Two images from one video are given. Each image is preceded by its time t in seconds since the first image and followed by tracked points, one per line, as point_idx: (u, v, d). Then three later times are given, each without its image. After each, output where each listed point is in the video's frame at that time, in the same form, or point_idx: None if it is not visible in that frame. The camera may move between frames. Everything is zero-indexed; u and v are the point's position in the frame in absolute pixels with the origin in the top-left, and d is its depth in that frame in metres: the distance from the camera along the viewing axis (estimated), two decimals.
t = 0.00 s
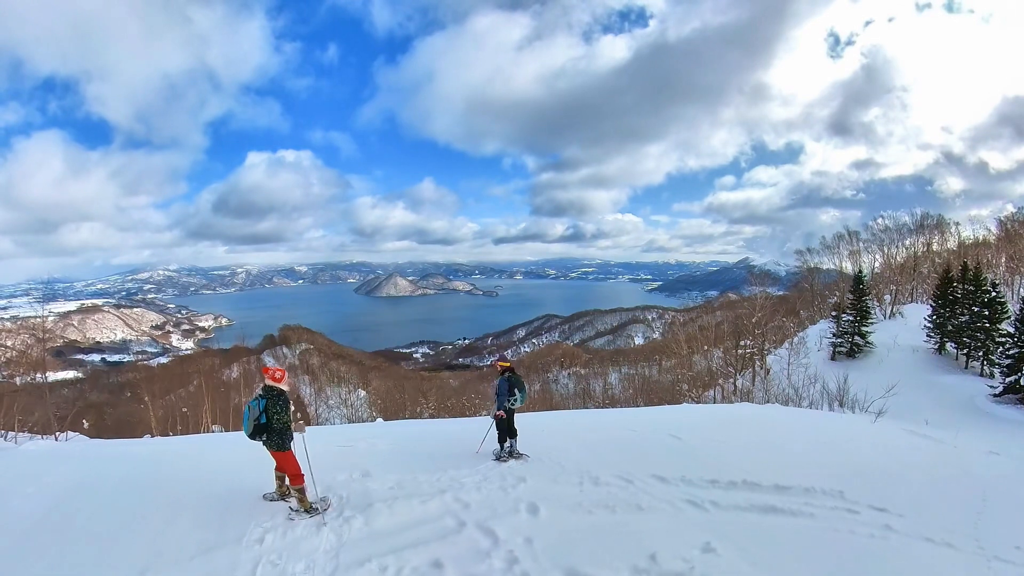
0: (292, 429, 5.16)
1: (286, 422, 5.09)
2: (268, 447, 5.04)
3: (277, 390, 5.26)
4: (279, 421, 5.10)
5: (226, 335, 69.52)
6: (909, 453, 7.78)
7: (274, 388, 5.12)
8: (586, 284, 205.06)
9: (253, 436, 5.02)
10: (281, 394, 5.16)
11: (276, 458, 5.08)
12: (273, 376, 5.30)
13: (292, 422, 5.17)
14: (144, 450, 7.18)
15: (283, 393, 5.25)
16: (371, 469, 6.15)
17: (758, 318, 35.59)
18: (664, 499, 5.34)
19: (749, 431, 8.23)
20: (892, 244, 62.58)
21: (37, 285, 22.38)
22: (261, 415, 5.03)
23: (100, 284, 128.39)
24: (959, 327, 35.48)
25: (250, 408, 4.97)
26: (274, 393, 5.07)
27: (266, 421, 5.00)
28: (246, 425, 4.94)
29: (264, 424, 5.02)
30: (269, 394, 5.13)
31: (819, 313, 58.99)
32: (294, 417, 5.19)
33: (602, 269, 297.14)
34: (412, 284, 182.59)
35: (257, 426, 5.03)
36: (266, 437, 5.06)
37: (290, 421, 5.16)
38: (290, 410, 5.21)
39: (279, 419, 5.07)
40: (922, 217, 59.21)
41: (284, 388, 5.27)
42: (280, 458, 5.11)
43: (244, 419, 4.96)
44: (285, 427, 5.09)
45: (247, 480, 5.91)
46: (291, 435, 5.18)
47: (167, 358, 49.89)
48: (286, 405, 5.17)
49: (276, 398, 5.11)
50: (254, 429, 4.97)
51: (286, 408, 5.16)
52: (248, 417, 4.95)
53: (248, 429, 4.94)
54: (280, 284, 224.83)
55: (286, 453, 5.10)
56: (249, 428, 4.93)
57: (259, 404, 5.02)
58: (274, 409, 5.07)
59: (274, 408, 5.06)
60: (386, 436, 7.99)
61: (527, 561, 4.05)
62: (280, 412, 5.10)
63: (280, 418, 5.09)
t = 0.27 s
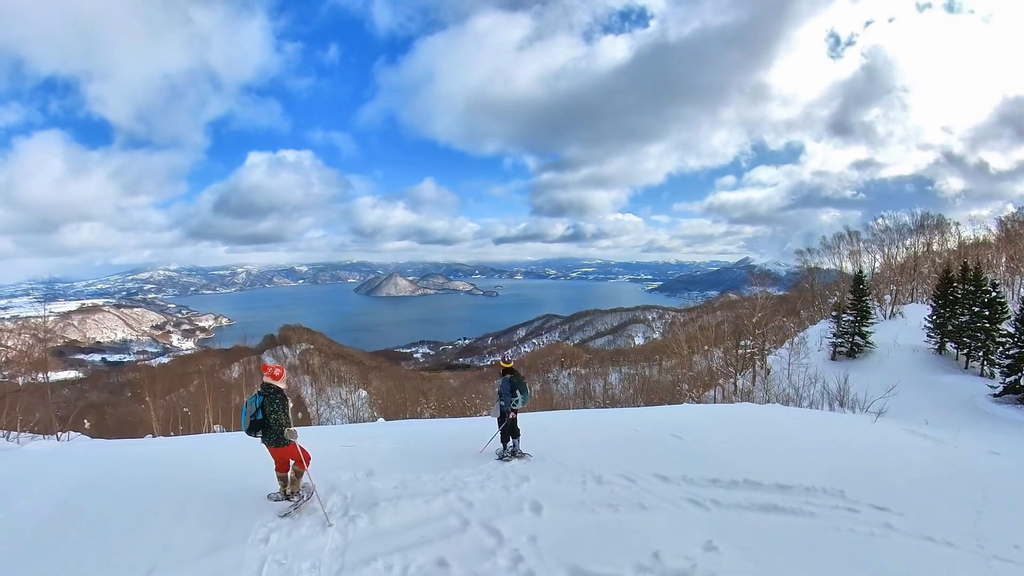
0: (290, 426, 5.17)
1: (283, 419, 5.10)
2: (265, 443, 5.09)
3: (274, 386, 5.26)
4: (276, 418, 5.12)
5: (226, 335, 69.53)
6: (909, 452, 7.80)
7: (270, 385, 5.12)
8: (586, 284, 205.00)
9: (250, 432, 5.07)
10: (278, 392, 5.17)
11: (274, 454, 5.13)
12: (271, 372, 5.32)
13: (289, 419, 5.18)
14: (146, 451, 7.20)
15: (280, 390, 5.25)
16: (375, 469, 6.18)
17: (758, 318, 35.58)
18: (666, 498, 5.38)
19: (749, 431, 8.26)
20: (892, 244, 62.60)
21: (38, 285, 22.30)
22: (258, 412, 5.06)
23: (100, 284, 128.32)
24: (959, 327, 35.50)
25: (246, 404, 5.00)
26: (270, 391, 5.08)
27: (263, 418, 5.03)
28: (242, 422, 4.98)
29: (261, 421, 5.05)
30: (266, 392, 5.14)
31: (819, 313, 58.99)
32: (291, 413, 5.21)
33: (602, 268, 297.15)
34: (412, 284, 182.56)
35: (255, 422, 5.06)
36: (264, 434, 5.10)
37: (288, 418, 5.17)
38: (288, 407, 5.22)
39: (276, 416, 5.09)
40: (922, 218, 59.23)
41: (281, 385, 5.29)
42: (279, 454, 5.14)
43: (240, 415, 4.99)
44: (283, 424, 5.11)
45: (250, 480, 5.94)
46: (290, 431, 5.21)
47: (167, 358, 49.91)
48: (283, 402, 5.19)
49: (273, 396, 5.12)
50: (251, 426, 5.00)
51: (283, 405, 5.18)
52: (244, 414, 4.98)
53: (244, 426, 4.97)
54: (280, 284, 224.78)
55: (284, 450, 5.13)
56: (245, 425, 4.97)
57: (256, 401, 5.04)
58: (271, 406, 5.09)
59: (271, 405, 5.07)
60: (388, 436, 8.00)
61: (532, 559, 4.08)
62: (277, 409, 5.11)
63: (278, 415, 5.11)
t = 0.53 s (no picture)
0: (291, 429, 5.20)
1: (285, 422, 5.14)
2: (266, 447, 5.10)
3: (275, 390, 5.28)
4: (277, 421, 5.15)
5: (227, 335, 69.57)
6: (909, 452, 7.83)
7: (271, 389, 5.14)
8: (586, 284, 204.99)
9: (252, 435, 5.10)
10: (278, 395, 5.20)
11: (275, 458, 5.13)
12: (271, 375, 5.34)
13: (290, 422, 5.21)
14: (147, 450, 7.22)
15: (281, 393, 5.28)
16: (378, 468, 6.22)
17: (759, 318, 35.59)
18: (668, 497, 5.42)
19: (749, 431, 8.29)
20: (892, 244, 62.65)
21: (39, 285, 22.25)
22: (259, 415, 5.09)
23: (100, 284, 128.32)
24: (959, 327, 35.52)
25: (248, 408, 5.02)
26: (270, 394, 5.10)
27: (265, 422, 5.05)
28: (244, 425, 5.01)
29: (263, 424, 5.07)
30: (266, 395, 5.16)
31: (819, 314, 59.02)
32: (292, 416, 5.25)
33: (603, 268, 297.18)
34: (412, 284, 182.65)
35: (256, 426, 5.08)
36: (265, 437, 5.12)
37: (289, 421, 5.20)
38: (289, 410, 5.26)
39: (276, 419, 5.11)
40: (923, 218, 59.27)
41: (281, 388, 5.31)
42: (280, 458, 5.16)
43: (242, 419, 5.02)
44: (283, 427, 5.14)
45: (253, 480, 5.95)
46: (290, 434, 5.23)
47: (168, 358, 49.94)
48: (284, 405, 5.22)
49: (273, 399, 5.15)
50: (253, 429, 5.02)
51: (284, 409, 5.21)
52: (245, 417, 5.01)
53: (246, 429, 5.00)
54: (280, 284, 224.80)
55: (284, 453, 5.14)
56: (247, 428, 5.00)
57: (256, 405, 5.06)
58: (272, 410, 5.12)
59: (272, 408, 5.11)
60: (390, 435, 8.04)
61: (535, 558, 4.11)
62: (278, 413, 5.15)
63: (279, 418, 5.14)
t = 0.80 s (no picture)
0: (287, 433, 5.19)
1: (282, 425, 5.12)
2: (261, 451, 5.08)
3: (273, 393, 5.28)
4: (273, 425, 5.13)
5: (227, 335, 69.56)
6: (910, 451, 7.84)
7: (268, 392, 5.14)
8: (586, 284, 204.90)
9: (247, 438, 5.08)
10: (276, 398, 5.21)
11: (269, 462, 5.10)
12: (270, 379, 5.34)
13: (287, 426, 5.20)
14: (148, 450, 7.23)
15: (279, 396, 5.27)
16: (380, 468, 6.23)
17: (759, 318, 35.58)
18: (670, 496, 5.43)
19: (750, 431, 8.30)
20: (893, 244, 62.65)
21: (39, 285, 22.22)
22: (255, 418, 5.07)
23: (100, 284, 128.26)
24: (960, 326, 35.52)
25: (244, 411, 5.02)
26: (268, 397, 5.11)
27: (261, 425, 5.04)
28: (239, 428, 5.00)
29: (259, 427, 5.07)
30: (263, 398, 5.15)
31: (820, 314, 58.98)
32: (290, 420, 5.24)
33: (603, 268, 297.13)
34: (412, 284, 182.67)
35: (252, 429, 5.07)
36: (261, 441, 5.11)
37: (287, 425, 5.19)
38: (286, 414, 5.26)
39: (272, 423, 5.10)
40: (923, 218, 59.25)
41: (280, 392, 5.31)
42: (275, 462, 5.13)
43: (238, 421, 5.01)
44: (280, 430, 5.12)
45: (254, 480, 5.95)
46: (287, 438, 5.21)
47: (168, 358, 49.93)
48: (281, 408, 5.22)
49: (271, 402, 5.15)
50: (249, 432, 5.02)
51: (281, 413, 5.20)
52: (241, 420, 5.00)
53: (242, 431, 5.00)
54: (280, 284, 224.75)
55: (279, 458, 5.10)
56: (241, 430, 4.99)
57: (253, 408, 5.05)
58: (269, 414, 5.11)
59: (269, 411, 5.10)
60: (391, 435, 8.04)
61: (537, 557, 4.12)
62: (275, 417, 5.14)
63: (275, 422, 5.12)
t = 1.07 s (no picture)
0: (283, 435, 5.18)
1: (278, 428, 5.12)
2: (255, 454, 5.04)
3: (268, 396, 5.27)
4: (269, 427, 5.12)
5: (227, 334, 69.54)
6: (911, 451, 7.81)
7: (265, 393, 5.15)
8: (586, 284, 204.79)
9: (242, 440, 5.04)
10: (273, 400, 5.21)
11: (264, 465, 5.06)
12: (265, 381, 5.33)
13: (282, 428, 5.19)
14: (147, 450, 7.21)
15: (274, 399, 5.27)
16: (381, 468, 6.22)
17: (759, 318, 35.54)
18: (671, 495, 5.42)
19: (751, 431, 8.27)
20: (893, 244, 62.61)
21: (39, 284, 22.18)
22: (251, 421, 5.04)
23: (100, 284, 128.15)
24: (960, 326, 35.48)
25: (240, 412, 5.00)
26: (266, 398, 5.12)
27: (257, 426, 5.03)
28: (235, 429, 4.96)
29: (254, 429, 5.04)
30: (260, 400, 5.14)
31: (820, 314, 58.93)
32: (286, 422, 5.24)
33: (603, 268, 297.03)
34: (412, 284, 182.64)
35: (247, 431, 5.04)
36: (255, 443, 5.08)
37: (283, 427, 5.19)
38: (282, 416, 5.27)
39: (268, 425, 5.10)
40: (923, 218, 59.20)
41: (276, 393, 5.30)
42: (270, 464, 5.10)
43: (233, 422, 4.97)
44: (276, 433, 5.11)
45: (253, 480, 5.94)
46: (282, 441, 5.18)
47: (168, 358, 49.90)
48: (277, 410, 5.22)
49: (268, 403, 5.15)
50: (243, 435, 4.98)
51: (276, 415, 5.20)
52: (237, 421, 4.97)
53: (237, 433, 4.95)
54: (280, 284, 224.73)
55: (275, 460, 5.08)
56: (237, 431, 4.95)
57: (250, 409, 5.03)
58: (266, 416, 5.10)
59: (266, 412, 5.10)
60: (391, 435, 8.03)
61: (539, 557, 4.11)
62: (271, 418, 5.14)
63: (272, 424, 5.12)
